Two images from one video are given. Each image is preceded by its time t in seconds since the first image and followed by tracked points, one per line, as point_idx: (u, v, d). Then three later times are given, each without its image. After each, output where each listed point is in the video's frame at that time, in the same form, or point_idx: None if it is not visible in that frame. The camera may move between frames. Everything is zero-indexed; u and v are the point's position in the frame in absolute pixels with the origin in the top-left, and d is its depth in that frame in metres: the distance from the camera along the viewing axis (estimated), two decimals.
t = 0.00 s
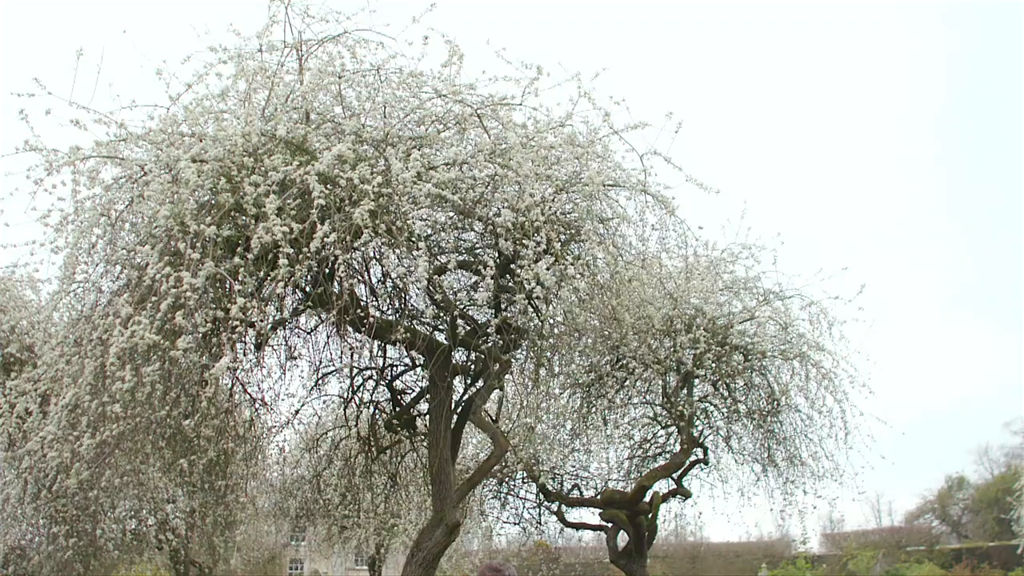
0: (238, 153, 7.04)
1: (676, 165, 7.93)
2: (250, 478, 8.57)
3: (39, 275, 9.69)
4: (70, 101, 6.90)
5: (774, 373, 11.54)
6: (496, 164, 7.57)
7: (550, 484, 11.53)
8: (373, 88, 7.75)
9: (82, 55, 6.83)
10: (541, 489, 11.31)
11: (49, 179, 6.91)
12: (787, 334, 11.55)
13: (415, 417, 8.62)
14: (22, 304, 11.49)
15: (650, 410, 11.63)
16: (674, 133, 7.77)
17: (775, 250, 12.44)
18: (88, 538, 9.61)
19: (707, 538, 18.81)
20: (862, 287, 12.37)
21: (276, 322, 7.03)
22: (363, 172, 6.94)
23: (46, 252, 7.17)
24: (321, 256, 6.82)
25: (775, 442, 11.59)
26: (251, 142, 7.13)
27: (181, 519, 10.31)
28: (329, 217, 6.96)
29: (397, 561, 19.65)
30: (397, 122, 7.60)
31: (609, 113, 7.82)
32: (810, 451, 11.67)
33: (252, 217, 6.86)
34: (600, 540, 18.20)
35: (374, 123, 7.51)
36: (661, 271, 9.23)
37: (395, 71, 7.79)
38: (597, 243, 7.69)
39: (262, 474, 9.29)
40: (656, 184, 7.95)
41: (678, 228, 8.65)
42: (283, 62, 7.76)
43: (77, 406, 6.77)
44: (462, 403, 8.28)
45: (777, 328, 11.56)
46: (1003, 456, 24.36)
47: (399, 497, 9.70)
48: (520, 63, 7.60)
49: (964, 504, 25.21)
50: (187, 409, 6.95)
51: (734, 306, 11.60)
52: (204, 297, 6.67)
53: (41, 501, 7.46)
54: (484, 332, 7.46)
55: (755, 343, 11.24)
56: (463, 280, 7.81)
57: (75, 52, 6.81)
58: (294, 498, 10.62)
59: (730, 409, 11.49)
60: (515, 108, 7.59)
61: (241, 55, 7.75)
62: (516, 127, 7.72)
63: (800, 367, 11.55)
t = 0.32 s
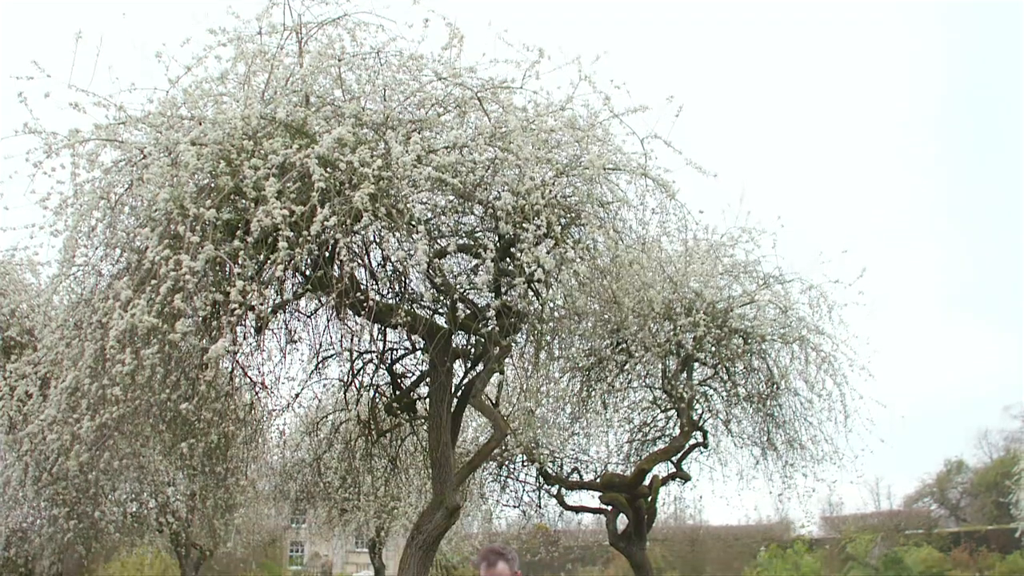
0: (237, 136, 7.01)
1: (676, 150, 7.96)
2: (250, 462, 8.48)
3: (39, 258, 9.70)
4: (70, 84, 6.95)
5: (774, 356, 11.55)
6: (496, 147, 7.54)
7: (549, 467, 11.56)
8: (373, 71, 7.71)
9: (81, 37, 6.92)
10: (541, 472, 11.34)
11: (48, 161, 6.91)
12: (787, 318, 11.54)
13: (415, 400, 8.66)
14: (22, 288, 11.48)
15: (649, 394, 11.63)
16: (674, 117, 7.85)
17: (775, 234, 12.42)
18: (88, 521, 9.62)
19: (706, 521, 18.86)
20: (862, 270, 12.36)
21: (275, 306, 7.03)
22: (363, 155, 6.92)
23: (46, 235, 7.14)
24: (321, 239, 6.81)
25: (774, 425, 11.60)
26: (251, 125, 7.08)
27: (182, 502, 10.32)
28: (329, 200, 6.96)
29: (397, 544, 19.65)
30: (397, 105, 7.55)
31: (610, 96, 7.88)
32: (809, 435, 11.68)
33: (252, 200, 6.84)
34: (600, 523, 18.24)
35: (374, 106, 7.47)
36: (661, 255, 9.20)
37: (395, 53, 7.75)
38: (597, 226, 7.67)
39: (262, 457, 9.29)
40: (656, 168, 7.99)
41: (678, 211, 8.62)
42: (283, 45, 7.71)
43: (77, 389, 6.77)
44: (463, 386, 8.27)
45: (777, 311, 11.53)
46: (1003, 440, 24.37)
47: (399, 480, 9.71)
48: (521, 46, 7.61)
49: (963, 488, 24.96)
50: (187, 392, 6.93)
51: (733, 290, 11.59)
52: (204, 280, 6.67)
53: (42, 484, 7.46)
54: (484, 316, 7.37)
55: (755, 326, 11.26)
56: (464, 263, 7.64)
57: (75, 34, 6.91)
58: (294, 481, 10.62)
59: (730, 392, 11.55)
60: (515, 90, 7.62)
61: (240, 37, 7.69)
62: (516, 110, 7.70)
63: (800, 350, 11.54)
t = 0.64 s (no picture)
0: (237, 106, 6.95)
1: (677, 120, 8.08)
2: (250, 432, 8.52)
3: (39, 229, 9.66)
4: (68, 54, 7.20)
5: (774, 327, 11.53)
6: (496, 118, 7.48)
7: (549, 437, 11.60)
8: (372, 41, 7.60)
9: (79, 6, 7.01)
10: (541, 442, 11.38)
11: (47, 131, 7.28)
12: (787, 289, 11.52)
13: (415, 370, 8.67)
14: (22, 259, 11.44)
15: (649, 364, 11.57)
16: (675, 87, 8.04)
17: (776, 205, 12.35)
18: (90, 490, 9.64)
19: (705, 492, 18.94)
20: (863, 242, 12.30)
21: (275, 277, 7.01)
22: (363, 125, 6.87)
23: (45, 205, 7.09)
24: (321, 210, 6.79)
25: (774, 396, 11.61)
26: (250, 95, 7.01)
27: (183, 472, 10.33)
28: (329, 170, 6.92)
29: (397, 514, 19.72)
30: (397, 75, 7.46)
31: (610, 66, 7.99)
32: (809, 406, 11.70)
33: (251, 170, 6.79)
34: (599, 493, 18.34)
35: (374, 76, 7.39)
36: (662, 226, 9.13)
37: (394, 23, 7.66)
38: (598, 196, 7.62)
39: (262, 427, 9.30)
40: (657, 138, 8.04)
41: (679, 182, 8.56)
42: (282, 14, 7.61)
43: (77, 359, 6.77)
44: (463, 357, 8.21)
45: (777, 282, 11.52)
46: (1002, 412, 24.38)
47: (399, 450, 9.72)
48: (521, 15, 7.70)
49: (960, 458, 24.27)
50: (187, 362, 6.92)
51: (734, 261, 11.55)
52: (204, 250, 6.64)
53: (43, 453, 7.47)
54: (484, 286, 7.34)
55: (755, 298, 11.25)
56: (464, 233, 7.58)
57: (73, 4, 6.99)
58: (295, 451, 10.62)
59: (730, 362, 11.53)
60: (516, 60, 7.66)
61: (239, 5, 7.58)
62: (517, 79, 7.63)
63: (800, 321, 11.52)
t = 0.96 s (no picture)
0: (235, 67, 6.87)
1: (678, 82, 8.13)
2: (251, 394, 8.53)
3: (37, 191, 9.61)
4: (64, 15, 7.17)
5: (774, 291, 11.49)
6: (496, 79, 7.39)
7: (548, 399, 11.64)
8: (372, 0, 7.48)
9: None
10: (541, 405, 11.44)
11: (43, 93, 7.25)
12: (787, 253, 11.46)
13: (415, 333, 8.66)
14: (21, 221, 11.40)
15: (649, 327, 11.57)
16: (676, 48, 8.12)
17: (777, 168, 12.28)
18: (92, 452, 9.67)
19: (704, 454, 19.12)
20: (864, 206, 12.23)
21: (276, 239, 7.00)
22: (363, 86, 6.80)
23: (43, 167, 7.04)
24: (321, 171, 6.73)
25: (774, 359, 11.59)
26: (249, 56, 6.92)
27: (184, 434, 10.35)
28: (329, 131, 6.86)
29: (398, 475, 19.87)
30: (396, 36, 7.36)
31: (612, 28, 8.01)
32: (808, 369, 11.73)
33: (251, 132, 6.73)
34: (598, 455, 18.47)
35: (373, 37, 7.30)
36: (662, 189, 9.06)
37: None
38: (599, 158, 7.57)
39: (263, 389, 9.31)
40: (660, 100, 8.00)
41: (680, 145, 8.49)
42: None
43: (78, 321, 6.77)
44: (462, 320, 8.20)
45: (778, 247, 11.47)
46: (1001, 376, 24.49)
47: (399, 412, 9.75)
48: None
49: (958, 423, 23.44)
50: (188, 325, 6.88)
51: (734, 225, 11.51)
52: (203, 213, 6.61)
53: (44, 415, 7.48)
54: (484, 249, 7.37)
55: (755, 262, 11.22)
56: (464, 197, 7.50)
57: None
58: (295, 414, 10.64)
59: (730, 326, 11.51)
60: (517, 21, 7.57)
61: None
62: (517, 41, 7.53)
63: (800, 285, 11.49)
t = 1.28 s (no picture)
0: (233, 24, 6.77)
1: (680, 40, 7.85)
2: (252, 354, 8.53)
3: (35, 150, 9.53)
4: None
5: (774, 251, 11.44)
6: (497, 37, 7.28)
7: (548, 358, 11.63)
8: None
9: None
10: (540, 363, 11.51)
11: (39, 49, 7.15)
12: (788, 214, 11.40)
13: (415, 292, 8.67)
14: (20, 179, 11.34)
15: (649, 287, 11.56)
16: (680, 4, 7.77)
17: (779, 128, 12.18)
18: (94, 410, 9.69)
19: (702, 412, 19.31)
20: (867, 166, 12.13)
21: (275, 198, 6.95)
22: (362, 43, 6.71)
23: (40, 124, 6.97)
24: (321, 130, 6.67)
25: (774, 319, 11.58)
26: (247, 12, 6.82)
27: (185, 392, 10.37)
28: (328, 89, 6.77)
29: (398, 433, 19.97)
30: None
31: None
32: (807, 329, 11.73)
33: (249, 90, 6.66)
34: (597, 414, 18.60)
35: None
36: (664, 148, 8.98)
37: None
38: (599, 117, 7.49)
39: (263, 348, 9.32)
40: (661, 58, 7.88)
41: (682, 104, 8.41)
42: None
43: (78, 280, 6.76)
44: (463, 279, 8.13)
45: (778, 206, 11.41)
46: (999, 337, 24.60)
47: (399, 371, 9.77)
48: None
49: (956, 382, 25.70)
50: (188, 284, 6.81)
51: (735, 184, 11.46)
52: (202, 171, 6.57)
53: (45, 374, 7.48)
54: (484, 208, 7.31)
55: (756, 222, 11.17)
56: (464, 154, 7.41)
57: None
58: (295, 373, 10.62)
59: (730, 286, 11.48)
60: None
61: None
62: None
63: (801, 245, 11.46)
